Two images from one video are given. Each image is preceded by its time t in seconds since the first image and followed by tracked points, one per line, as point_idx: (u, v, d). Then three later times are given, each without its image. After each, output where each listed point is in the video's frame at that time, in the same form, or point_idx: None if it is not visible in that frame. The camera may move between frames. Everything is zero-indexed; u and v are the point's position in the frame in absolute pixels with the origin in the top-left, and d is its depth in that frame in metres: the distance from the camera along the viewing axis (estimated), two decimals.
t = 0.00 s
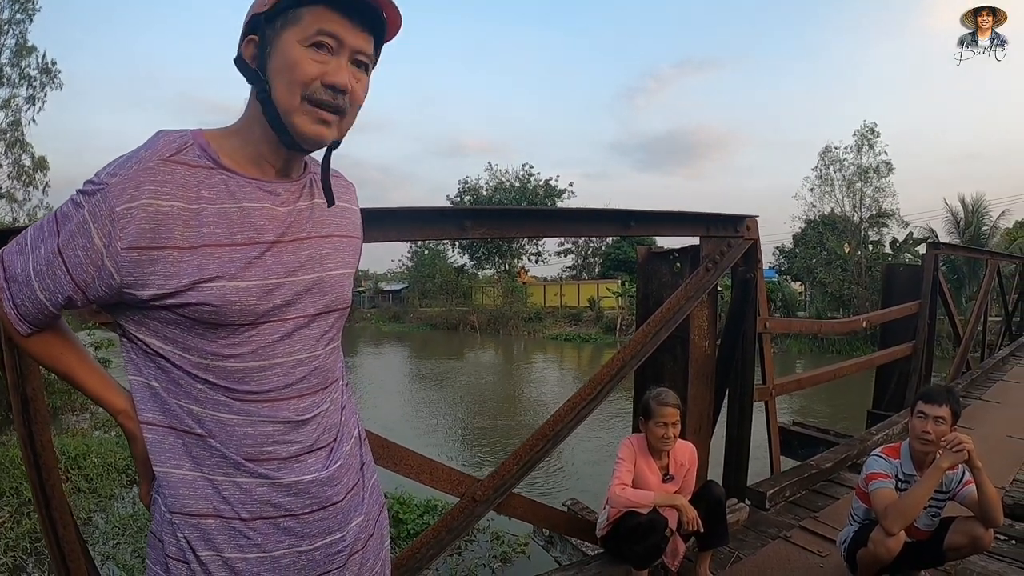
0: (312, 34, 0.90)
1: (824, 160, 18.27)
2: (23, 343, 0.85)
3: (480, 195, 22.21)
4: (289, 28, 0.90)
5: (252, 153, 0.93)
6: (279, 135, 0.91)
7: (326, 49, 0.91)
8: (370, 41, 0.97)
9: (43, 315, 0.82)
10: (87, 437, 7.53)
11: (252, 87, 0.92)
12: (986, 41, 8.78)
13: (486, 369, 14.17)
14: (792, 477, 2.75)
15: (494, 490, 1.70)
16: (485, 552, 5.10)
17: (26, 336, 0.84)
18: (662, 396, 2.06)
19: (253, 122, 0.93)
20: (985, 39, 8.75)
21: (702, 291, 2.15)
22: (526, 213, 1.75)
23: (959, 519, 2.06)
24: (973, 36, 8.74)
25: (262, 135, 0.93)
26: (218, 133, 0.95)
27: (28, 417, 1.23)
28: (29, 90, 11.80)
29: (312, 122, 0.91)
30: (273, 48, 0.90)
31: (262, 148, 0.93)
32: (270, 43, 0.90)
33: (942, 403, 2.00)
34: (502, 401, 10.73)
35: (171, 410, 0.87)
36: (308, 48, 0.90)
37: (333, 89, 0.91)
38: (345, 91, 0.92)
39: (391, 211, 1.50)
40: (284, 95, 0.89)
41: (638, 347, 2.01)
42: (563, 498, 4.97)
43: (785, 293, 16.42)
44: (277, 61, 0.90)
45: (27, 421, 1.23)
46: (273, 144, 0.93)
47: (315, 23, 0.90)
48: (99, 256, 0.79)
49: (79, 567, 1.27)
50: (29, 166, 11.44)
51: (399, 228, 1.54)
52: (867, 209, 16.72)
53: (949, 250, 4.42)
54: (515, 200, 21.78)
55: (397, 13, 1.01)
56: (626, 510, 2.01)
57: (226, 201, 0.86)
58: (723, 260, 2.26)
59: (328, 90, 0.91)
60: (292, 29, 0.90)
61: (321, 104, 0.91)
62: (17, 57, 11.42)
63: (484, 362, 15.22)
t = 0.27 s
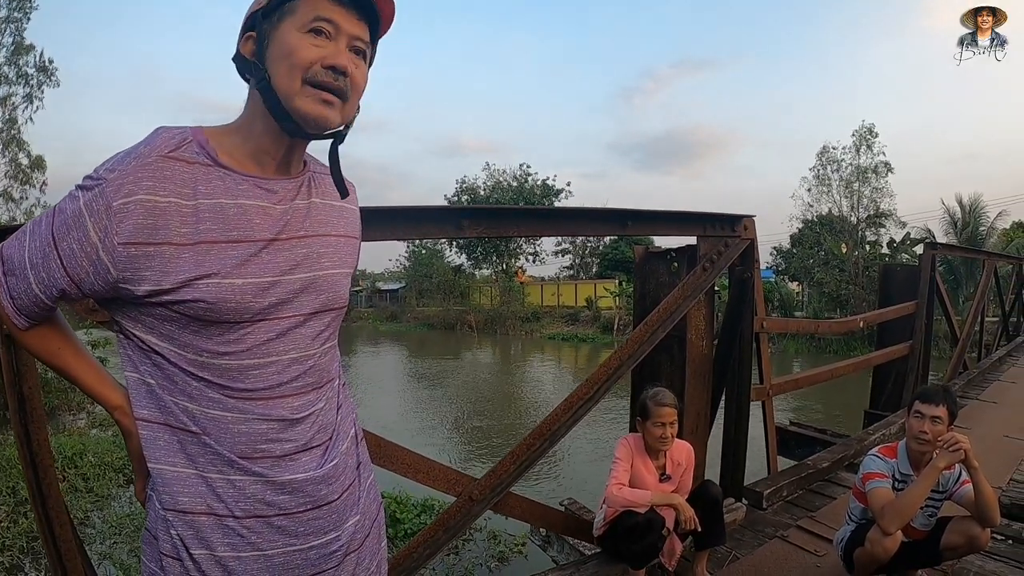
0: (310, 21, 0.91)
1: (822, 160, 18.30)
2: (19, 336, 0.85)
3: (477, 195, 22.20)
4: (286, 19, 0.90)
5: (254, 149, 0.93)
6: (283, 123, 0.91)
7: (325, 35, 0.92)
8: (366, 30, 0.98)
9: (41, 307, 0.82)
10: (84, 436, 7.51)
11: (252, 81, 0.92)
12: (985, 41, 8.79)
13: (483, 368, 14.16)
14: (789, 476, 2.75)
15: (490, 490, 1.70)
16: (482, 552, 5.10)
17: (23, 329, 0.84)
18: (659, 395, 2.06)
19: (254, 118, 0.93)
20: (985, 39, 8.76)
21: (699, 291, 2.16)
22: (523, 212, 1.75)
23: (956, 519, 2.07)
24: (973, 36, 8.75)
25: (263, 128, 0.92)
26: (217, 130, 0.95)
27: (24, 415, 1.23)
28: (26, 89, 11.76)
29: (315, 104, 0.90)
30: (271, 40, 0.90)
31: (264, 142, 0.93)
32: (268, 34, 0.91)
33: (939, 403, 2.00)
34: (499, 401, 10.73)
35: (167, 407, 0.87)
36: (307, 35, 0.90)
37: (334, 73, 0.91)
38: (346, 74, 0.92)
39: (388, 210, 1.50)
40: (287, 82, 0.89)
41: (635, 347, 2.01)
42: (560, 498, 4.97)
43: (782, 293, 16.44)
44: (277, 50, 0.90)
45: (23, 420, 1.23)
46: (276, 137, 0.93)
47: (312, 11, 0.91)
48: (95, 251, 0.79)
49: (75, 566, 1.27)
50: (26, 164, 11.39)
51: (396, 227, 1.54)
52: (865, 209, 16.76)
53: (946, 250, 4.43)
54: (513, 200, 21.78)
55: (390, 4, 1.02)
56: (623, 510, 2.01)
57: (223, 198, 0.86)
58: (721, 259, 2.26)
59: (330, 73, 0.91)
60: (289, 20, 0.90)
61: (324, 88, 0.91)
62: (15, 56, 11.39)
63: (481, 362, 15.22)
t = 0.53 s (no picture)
0: (318, 30, 0.91)
1: (820, 160, 18.33)
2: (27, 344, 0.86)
3: (475, 194, 22.20)
4: (295, 26, 0.90)
5: (259, 152, 0.93)
6: (288, 129, 0.91)
7: (333, 44, 0.92)
8: (372, 38, 0.99)
9: (44, 310, 0.81)
10: (82, 435, 7.49)
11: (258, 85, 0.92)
12: (985, 41, 8.81)
13: (481, 368, 14.16)
14: (786, 477, 2.76)
15: (490, 490, 1.71)
16: (480, 551, 5.10)
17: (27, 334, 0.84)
18: (658, 397, 2.06)
19: (260, 123, 0.92)
20: (985, 39, 8.78)
21: (698, 292, 2.16)
22: (522, 213, 1.75)
23: (953, 520, 2.07)
24: (973, 36, 8.76)
25: (268, 132, 0.92)
26: (221, 133, 0.95)
27: (23, 416, 1.22)
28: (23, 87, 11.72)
29: (321, 113, 0.90)
30: (279, 46, 0.90)
31: (269, 147, 0.93)
32: (275, 41, 0.90)
33: (937, 405, 2.01)
34: (496, 401, 10.73)
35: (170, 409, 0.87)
36: (315, 43, 0.90)
37: (342, 83, 0.92)
38: (353, 84, 0.93)
39: (387, 211, 1.50)
40: (295, 89, 0.89)
41: (634, 348, 2.01)
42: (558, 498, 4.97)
43: (779, 294, 16.46)
44: (285, 57, 0.90)
45: (23, 421, 1.22)
46: (281, 142, 0.93)
47: (322, 20, 0.91)
48: (99, 252, 0.79)
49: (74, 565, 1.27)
50: (24, 163, 11.36)
51: (395, 228, 1.54)
52: (863, 210, 16.79)
53: (944, 251, 4.43)
54: (511, 199, 21.77)
55: (396, 11, 1.03)
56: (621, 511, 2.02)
57: (225, 203, 0.85)
58: (719, 260, 2.26)
59: (337, 82, 0.91)
60: (297, 27, 0.90)
61: (332, 97, 0.91)
62: (13, 54, 11.36)
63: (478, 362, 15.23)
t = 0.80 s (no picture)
0: (330, 39, 0.91)
1: (818, 160, 18.36)
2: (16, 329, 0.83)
3: (473, 194, 22.19)
4: (308, 33, 0.90)
5: (266, 154, 0.93)
6: (294, 135, 0.91)
7: (345, 54, 0.92)
8: (382, 49, 0.99)
9: (44, 300, 0.80)
10: (79, 435, 7.48)
11: (267, 88, 0.91)
12: (986, 41, 8.82)
13: (478, 368, 14.15)
14: (784, 477, 2.76)
15: (489, 490, 1.70)
16: (478, 551, 5.11)
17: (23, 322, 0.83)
18: (656, 396, 2.06)
19: (267, 126, 0.92)
20: (985, 39, 8.79)
21: (696, 292, 2.16)
22: (521, 213, 1.75)
23: (950, 520, 2.08)
24: (973, 36, 8.77)
25: (274, 137, 0.92)
26: (227, 133, 0.95)
27: (23, 415, 1.22)
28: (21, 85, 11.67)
29: (327, 122, 0.91)
30: (291, 52, 0.90)
31: (276, 149, 0.93)
32: (286, 47, 0.91)
33: (934, 405, 2.01)
34: (494, 400, 10.73)
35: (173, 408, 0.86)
36: (326, 52, 0.91)
37: (350, 93, 0.92)
38: (361, 96, 0.93)
39: (386, 210, 1.50)
40: (303, 96, 0.89)
41: (632, 348, 2.02)
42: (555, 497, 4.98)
43: (777, 293, 16.48)
44: (295, 63, 0.90)
45: (22, 420, 1.22)
46: (288, 147, 0.93)
47: (335, 29, 0.91)
48: (105, 245, 0.78)
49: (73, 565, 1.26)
50: (21, 161, 11.31)
51: (394, 228, 1.54)
52: (860, 210, 16.82)
53: (941, 251, 4.44)
54: (509, 199, 21.77)
55: (408, 22, 1.03)
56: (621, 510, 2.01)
57: (231, 201, 0.85)
58: (717, 261, 2.26)
59: (346, 93, 0.92)
60: (309, 35, 0.90)
61: (339, 107, 0.91)
62: (12, 52, 11.31)
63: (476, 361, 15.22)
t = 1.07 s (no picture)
0: (342, 49, 0.93)
1: (815, 161, 18.39)
2: None
3: (470, 194, 22.18)
4: (320, 42, 0.92)
5: (274, 154, 0.92)
6: (300, 137, 0.91)
7: (355, 64, 0.94)
8: (391, 62, 1.01)
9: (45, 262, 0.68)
10: (76, 434, 7.45)
11: (278, 91, 0.92)
12: (986, 40, 8.84)
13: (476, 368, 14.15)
14: (782, 475, 2.77)
15: (488, 489, 1.70)
16: (476, 551, 5.10)
17: None
18: (655, 395, 2.06)
19: (276, 128, 0.93)
20: (985, 39, 8.81)
21: (694, 292, 2.16)
22: (519, 213, 1.76)
23: (946, 519, 2.09)
24: (973, 36, 8.78)
25: (282, 139, 0.93)
26: (238, 134, 0.94)
27: (22, 415, 1.21)
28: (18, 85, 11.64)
29: (334, 129, 0.92)
30: (302, 58, 0.92)
31: (283, 151, 0.93)
32: (300, 54, 0.92)
33: (930, 404, 2.02)
34: (491, 400, 10.72)
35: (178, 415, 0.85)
36: (336, 61, 0.92)
37: (357, 102, 0.93)
38: (367, 106, 0.94)
39: (384, 210, 1.50)
40: (312, 101, 0.90)
41: (631, 347, 2.02)
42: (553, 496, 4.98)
43: (774, 293, 16.51)
44: (307, 69, 0.91)
45: (21, 420, 1.21)
46: (294, 150, 0.93)
47: (346, 39, 0.93)
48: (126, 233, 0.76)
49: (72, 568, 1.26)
50: (17, 160, 11.26)
51: (392, 227, 1.54)
52: (858, 210, 16.86)
53: (938, 251, 4.45)
54: (507, 199, 21.76)
55: (418, 38, 1.05)
56: (620, 509, 2.01)
57: (240, 199, 0.85)
58: (714, 261, 2.26)
59: (353, 102, 0.92)
60: (321, 43, 0.92)
61: (346, 115, 0.92)
62: (10, 52, 11.29)
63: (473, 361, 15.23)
